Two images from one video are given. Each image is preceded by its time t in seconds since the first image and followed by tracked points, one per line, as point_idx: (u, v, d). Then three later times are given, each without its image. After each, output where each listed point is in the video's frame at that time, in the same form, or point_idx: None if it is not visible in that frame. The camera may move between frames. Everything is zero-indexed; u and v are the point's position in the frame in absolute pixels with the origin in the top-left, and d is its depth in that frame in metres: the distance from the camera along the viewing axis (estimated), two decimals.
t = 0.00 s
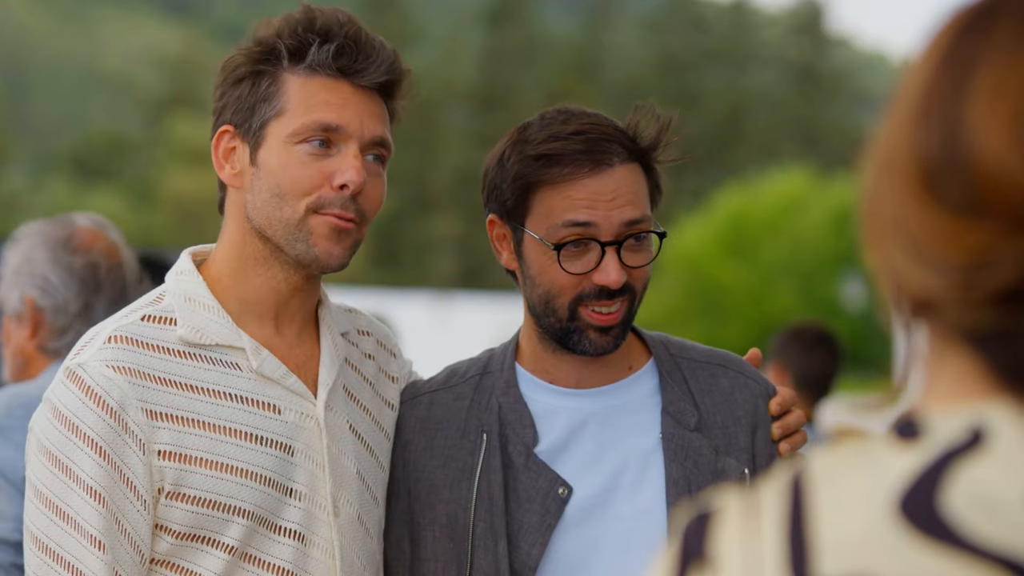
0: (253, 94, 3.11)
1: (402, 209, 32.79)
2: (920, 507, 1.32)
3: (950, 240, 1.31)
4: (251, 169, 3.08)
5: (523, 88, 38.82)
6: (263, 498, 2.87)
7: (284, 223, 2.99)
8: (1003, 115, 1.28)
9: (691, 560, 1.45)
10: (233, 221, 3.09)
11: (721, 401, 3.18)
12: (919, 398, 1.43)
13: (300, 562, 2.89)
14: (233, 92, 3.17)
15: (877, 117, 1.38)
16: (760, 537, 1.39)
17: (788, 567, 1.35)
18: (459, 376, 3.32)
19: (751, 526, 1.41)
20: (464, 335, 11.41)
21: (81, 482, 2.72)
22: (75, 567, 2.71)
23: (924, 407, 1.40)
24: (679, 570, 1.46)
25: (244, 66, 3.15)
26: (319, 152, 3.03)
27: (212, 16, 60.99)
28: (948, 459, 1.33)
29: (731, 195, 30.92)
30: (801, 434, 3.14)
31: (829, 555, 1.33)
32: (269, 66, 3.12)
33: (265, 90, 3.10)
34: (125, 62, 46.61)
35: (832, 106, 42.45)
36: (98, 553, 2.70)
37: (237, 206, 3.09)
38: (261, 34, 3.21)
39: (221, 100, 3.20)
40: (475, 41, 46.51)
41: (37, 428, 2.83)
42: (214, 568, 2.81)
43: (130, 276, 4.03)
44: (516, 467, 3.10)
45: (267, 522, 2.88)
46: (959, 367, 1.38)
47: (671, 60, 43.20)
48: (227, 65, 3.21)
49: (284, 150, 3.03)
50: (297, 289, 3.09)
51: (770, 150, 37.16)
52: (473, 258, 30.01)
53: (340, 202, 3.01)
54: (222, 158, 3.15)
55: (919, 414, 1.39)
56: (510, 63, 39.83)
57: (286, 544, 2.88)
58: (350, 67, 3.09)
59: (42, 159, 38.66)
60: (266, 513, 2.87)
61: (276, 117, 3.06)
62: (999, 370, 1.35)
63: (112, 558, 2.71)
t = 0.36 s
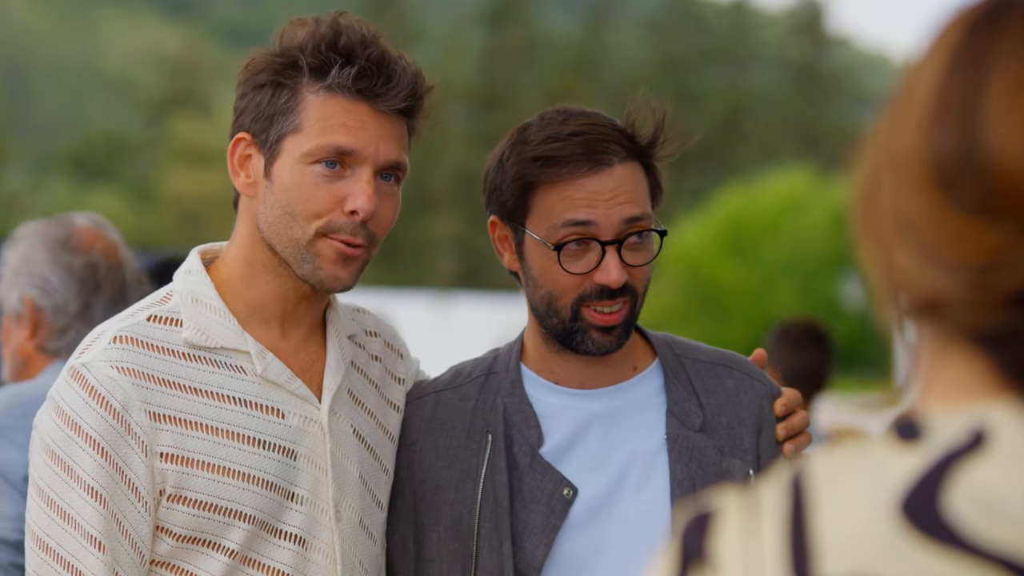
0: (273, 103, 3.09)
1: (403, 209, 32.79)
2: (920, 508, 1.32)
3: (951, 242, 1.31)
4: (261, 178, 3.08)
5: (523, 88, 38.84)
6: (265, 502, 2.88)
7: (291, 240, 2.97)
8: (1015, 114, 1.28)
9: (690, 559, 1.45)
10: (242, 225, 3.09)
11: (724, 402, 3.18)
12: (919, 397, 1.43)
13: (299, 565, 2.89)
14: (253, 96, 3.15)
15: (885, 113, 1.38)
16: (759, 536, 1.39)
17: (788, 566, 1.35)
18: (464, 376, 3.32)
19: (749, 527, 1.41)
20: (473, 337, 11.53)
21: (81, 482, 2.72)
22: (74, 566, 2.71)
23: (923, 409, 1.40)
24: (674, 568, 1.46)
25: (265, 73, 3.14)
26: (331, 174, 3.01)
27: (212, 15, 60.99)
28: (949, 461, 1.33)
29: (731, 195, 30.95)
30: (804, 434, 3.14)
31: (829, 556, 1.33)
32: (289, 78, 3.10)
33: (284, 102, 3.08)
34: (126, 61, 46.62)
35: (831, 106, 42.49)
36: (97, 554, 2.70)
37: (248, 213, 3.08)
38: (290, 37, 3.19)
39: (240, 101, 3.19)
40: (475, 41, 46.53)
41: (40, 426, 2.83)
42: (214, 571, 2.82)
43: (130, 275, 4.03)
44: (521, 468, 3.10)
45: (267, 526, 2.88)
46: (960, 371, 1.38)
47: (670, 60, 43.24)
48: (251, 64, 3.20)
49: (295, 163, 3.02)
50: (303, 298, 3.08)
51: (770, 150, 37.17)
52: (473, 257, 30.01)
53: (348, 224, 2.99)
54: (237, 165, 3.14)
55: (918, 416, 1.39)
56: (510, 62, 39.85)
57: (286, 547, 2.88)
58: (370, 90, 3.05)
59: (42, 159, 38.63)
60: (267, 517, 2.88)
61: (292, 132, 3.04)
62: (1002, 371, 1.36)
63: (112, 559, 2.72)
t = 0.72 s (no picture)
0: (272, 104, 3.09)
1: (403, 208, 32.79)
2: (921, 507, 1.32)
3: (951, 240, 1.31)
4: (262, 178, 3.07)
5: (523, 88, 38.85)
6: (265, 501, 2.87)
7: (293, 241, 2.97)
8: (1010, 111, 1.29)
9: (690, 560, 1.44)
10: (242, 226, 3.08)
11: (726, 402, 3.18)
12: (918, 398, 1.42)
13: (299, 565, 2.88)
14: (253, 96, 3.15)
15: (883, 113, 1.37)
16: (761, 538, 1.38)
17: (788, 564, 1.34)
18: (465, 375, 3.31)
19: (750, 528, 1.40)
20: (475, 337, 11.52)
21: (82, 480, 2.72)
22: (75, 566, 2.71)
23: (924, 406, 1.39)
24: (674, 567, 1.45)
25: (264, 73, 3.13)
26: (333, 172, 3.00)
27: (213, 15, 60.96)
28: (950, 461, 1.33)
29: (731, 195, 30.94)
30: (806, 434, 3.14)
31: (831, 553, 1.33)
32: (288, 77, 3.09)
33: (284, 101, 3.07)
34: (126, 61, 46.61)
35: (831, 106, 42.50)
36: (98, 553, 2.70)
37: (248, 213, 3.07)
38: (287, 35, 3.18)
39: (240, 100, 3.18)
40: (476, 41, 46.51)
41: (40, 426, 2.82)
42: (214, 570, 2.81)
43: (108, 270, 3.99)
44: (523, 468, 3.10)
45: (267, 525, 2.87)
46: (965, 365, 1.38)
47: (670, 60, 43.23)
48: (250, 64, 3.19)
49: (297, 164, 3.01)
50: (303, 299, 3.08)
51: (770, 149, 37.17)
52: (473, 257, 30.00)
53: (351, 222, 2.99)
54: (237, 167, 3.13)
55: (917, 415, 1.38)
56: (510, 62, 39.86)
57: (287, 547, 2.88)
58: (370, 87, 3.05)
59: (42, 159, 38.55)
60: (267, 517, 2.87)
61: (293, 132, 3.03)
62: (1002, 370, 1.35)
63: (113, 558, 2.71)
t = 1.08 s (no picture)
0: (268, 104, 3.08)
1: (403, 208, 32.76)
2: (920, 508, 1.31)
3: (951, 241, 1.30)
4: (259, 177, 3.06)
5: (523, 88, 38.83)
6: (263, 501, 2.87)
7: (291, 239, 2.97)
8: (1007, 109, 1.29)
9: (689, 561, 1.43)
10: (239, 226, 3.07)
11: (727, 400, 3.18)
12: (914, 396, 1.41)
13: (298, 564, 2.88)
14: (247, 95, 3.14)
15: (883, 112, 1.36)
16: (759, 538, 1.37)
17: (789, 564, 1.34)
18: (464, 375, 3.31)
19: (749, 527, 1.39)
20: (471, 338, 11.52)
21: (79, 479, 2.72)
22: (74, 566, 2.70)
23: (924, 407, 1.38)
24: (668, 568, 1.45)
25: (258, 72, 3.13)
26: (331, 169, 3.00)
27: (213, 14, 60.88)
28: (948, 461, 1.32)
29: (731, 195, 30.92)
30: (805, 433, 3.13)
31: (831, 555, 1.32)
32: (283, 75, 3.09)
33: (279, 99, 3.07)
34: (126, 61, 46.56)
35: (831, 107, 42.46)
36: (95, 551, 2.70)
37: (245, 212, 3.06)
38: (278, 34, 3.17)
39: (235, 99, 3.17)
40: (476, 41, 46.49)
41: (38, 425, 2.82)
42: (212, 570, 2.80)
43: (90, 264, 3.97)
44: (522, 467, 3.09)
45: (265, 524, 2.87)
46: (963, 364, 1.37)
47: (671, 60, 43.22)
48: (242, 64, 3.18)
49: (293, 163, 3.00)
50: (302, 296, 3.08)
51: (770, 150, 37.18)
52: (473, 257, 29.98)
53: (349, 218, 2.99)
54: (233, 167, 3.12)
55: (916, 416, 1.38)
56: (510, 63, 39.87)
57: (284, 545, 2.87)
58: (364, 83, 3.05)
59: (42, 159, 38.51)
60: (265, 515, 2.87)
61: (289, 130, 3.03)
62: (1001, 371, 1.35)
63: (110, 555, 2.71)
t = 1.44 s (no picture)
0: (263, 105, 3.07)
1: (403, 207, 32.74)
2: (919, 507, 1.32)
3: (948, 241, 1.30)
4: (258, 178, 3.05)
5: (523, 87, 38.83)
6: (261, 500, 2.86)
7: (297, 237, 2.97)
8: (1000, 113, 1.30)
9: (688, 561, 1.43)
10: (237, 226, 3.07)
11: (726, 401, 3.18)
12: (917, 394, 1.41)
13: (296, 564, 2.88)
14: (237, 98, 3.13)
15: (879, 113, 1.36)
16: (754, 536, 1.38)
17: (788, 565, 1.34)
18: (463, 374, 3.30)
19: (746, 524, 1.40)
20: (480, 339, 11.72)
21: (76, 479, 2.73)
22: (73, 566, 2.71)
23: (920, 408, 1.38)
24: (667, 567, 1.45)
25: (246, 75, 3.11)
26: (335, 164, 3.00)
27: (213, 12, 60.86)
28: (946, 461, 1.32)
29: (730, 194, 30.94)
30: (805, 432, 3.14)
31: (831, 554, 1.33)
32: (274, 75, 3.08)
33: (273, 99, 3.06)
34: (126, 58, 46.53)
35: (830, 106, 42.48)
36: (93, 551, 2.71)
37: (243, 214, 3.06)
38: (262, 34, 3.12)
39: (224, 104, 3.15)
40: (476, 40, 46.49)
41: (36, 425, 2.82)
42: (210, 569, 2.80)
43: (125, 271, 4.06)
44: (520, 465, 3.09)
45: (263, 522, 2.87)
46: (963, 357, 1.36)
47: (670, 59, 43.21)
48: (225, 68, 3.15)
49: (293, 161, 3.01)
50: (304, 293, 3.07)
51: (770, 149, 37.17)
52: (473, 256, 29.96)
53: (360, 211, 3.00)
54: (229, 171, 3.10)
55: (914, 416, 1.37)
56: (510, 62, 39.86)
57: (282, 545, 2.87)
58: (361, 76, 3.06)
59: (42, 158, 38.50)
60: (263, 515, 2.86)
61: (288, 130, 3.03)
62: (1002, 372, 1.34)
63: (107, 554, 2.71)
